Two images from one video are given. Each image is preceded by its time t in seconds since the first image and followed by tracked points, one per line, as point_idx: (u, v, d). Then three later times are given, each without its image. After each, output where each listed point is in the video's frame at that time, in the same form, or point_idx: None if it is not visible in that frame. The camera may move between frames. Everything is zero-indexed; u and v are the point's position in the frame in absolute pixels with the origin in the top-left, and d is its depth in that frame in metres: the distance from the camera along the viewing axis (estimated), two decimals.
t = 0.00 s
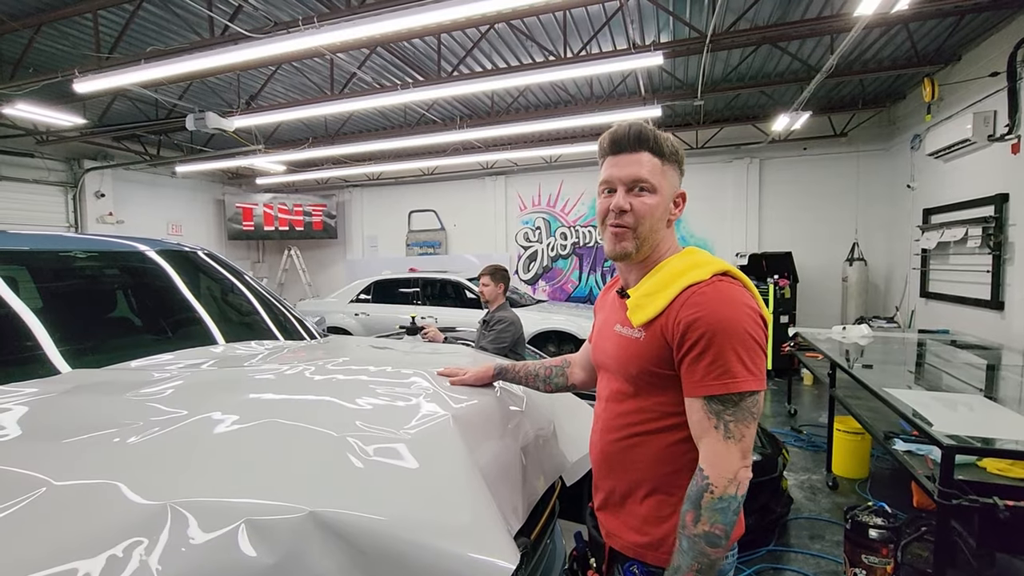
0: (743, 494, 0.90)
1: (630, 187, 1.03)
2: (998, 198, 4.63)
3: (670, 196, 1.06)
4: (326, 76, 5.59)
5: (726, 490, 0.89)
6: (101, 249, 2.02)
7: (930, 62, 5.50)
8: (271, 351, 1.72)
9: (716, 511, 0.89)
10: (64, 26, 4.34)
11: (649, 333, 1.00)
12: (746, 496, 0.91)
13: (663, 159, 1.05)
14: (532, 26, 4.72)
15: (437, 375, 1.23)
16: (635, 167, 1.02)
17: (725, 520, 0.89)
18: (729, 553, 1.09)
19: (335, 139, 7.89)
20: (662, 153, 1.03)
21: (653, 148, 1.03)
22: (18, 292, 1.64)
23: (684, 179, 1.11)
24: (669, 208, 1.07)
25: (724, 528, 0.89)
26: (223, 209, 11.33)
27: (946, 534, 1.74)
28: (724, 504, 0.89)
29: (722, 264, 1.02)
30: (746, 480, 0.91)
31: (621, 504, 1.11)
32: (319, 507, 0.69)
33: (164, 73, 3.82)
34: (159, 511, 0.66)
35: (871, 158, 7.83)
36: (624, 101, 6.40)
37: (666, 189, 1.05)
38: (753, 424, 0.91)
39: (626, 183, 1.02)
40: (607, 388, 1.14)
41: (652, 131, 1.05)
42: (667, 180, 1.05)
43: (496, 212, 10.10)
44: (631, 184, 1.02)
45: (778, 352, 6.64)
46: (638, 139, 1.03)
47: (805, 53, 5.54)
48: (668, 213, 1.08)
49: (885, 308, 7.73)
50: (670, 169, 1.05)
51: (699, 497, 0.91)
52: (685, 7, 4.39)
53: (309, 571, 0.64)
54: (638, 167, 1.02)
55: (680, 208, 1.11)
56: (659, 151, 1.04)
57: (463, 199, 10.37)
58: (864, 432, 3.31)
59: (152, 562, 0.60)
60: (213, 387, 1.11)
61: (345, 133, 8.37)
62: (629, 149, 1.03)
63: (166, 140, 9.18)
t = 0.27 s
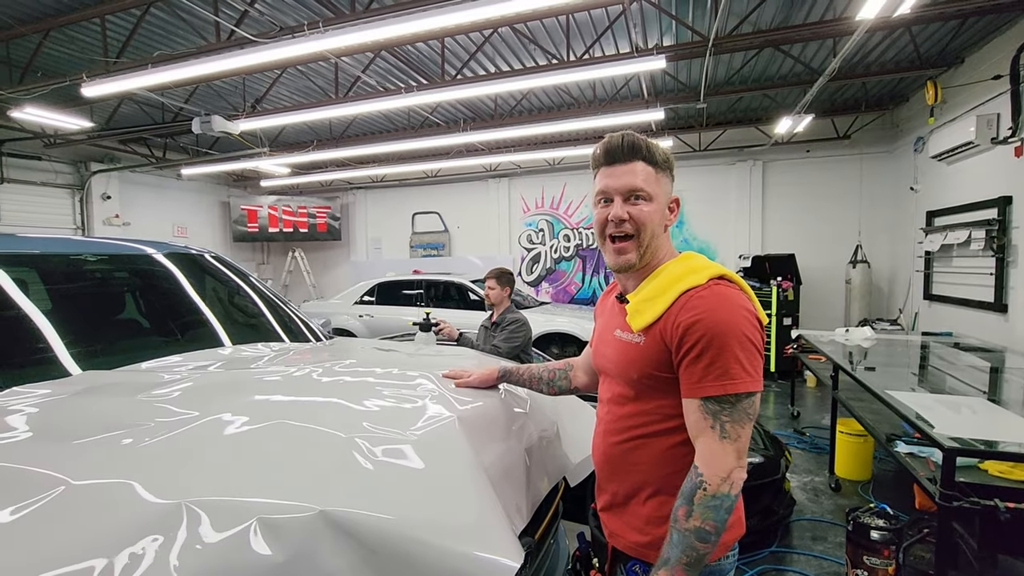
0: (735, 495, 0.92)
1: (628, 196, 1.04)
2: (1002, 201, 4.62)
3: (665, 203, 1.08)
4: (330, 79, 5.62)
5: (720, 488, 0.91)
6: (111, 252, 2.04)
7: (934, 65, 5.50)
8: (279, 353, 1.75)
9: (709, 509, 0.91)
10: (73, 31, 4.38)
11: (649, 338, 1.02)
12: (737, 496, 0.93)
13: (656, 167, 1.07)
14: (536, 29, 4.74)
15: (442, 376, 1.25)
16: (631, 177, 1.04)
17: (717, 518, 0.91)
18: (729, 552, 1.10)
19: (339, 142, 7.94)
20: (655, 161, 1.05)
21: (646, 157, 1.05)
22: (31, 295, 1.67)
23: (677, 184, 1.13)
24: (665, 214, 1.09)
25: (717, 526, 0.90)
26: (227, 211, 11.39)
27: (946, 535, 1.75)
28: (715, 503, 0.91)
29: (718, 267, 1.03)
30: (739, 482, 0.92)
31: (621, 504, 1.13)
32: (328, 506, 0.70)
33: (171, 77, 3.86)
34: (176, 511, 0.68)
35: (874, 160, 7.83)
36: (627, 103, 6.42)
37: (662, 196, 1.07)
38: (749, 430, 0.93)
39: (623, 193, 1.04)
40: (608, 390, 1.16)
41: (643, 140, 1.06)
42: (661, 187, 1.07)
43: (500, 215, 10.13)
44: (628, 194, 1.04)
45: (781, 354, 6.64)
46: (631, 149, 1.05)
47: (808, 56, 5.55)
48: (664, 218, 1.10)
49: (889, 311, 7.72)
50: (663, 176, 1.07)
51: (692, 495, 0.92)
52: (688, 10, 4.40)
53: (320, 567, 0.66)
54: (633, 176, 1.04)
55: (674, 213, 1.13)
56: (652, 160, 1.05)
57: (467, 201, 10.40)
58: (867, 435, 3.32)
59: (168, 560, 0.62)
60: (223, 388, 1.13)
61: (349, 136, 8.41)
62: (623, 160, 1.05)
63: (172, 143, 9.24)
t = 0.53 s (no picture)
0: (736, 492, 0.93)
1: (627, 202, 1.06)
2: (999, 203, 4.65)
3: (665, 208, 1.10)
4: (333, 81, 5.64)
5: (723, 484, 0.92)
6: (121, 254, 2.07)
7: (932, 68, 5.54)
8: (286, 354, 1.77)
9: (711, 504, 0.92)
10: (77, 34, 4.41)
11: (651, 339, 1.04)
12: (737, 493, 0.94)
13: (656, 173, 1.09)
14: (538, 32, 4.77)
15: (449, 376, 1.27)
16: (630, 183, 1.06)
17: (718, 513, 0.92)
18: (731, 547, 1.13)
19: (341, 143, 7.97)
20: (654, 167, 1.07)
21: (645, 164, 1.07)
22: (40, 295, 1.69)
23: (678, 189, 1.15)
24: (665, 218, 1.11)
25: (720, 522, 0.91)
26: (229, 212, 11.41)
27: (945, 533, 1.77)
28: (717, 499, 0.92)
29: (718, 270, 1.05)
30: (740, 480, 0.94)
31: (626, 502, 1.15)
32: (345, 500, 0.73)
33: (175, 80, 3.89)
34: (196, 506, 0.70)
35: (873, 163, 7.86)
36: (628, 106, 6.46)
37: (661, 201, 1.09)
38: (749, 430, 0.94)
39: (622, 199, 1.06)
40: (611, 390, 1.19)
41: (642, 147, 1.09)
42: (661, 193, 1.09)
43: (500, 216, 10.16)
44: (627, 200, 1.06)
45: (781, 355, 6.66)
46: (630, 156, 1.07)
47: (808, 60, 5.59)
48: (664, 223, 1.12)
49: (888, 312, 7.74)
50: (662, 182, 1.09)
51: (695, 490, 0.93)
52: (689, 14, 4.43)
53: (337, 560, 0.68)
54: (632, 183, 1.06)
55: (675, 217, 1.15)
56: (651, 167, 1.08)
57: (468, 203, 10.43)
58: (866, 435, 3.34)
59: (188, 555, 0.64)
60: (234, 388, 1.15)
61: (351, 138, 8.44)
62: (622, 167, 1.07)
63: (174, 145, 9.27)
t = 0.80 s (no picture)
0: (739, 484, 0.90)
1: (628, 208, 1.09)
2: (991, 206, 4.71)
3: (667, 213, 1.13)
4: (331, 82, 5.65)
5: (733, 470, 0.90)
6: (126, 255, 2.08)
7: (925, 73, 5.61)
8: (290, 355, 1.79)
9: (715, 480, 0.88)
10: (75, 34, 4.41)
11: (657, 341, 1.07)
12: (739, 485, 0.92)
13: (658, 179, 1.11)
14: (536, 35, 4.80)
15: (455, 376, 1.29)
16: (632, 189, 1.09)
17: (719, 491, 0.87)
18: (731, 541, 1.16)
19: (339, 144, 7.98)
20: (656, 173, 1.10)
21: (648, 170, 1.10)
22: (44, 295, 1.70)
23: (681, 193, 1.17)
24: (668, 222, 1.14)
25: (715, 497, 0.86)
26: (225, 213, 11.38)
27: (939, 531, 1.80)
28: (722, 478, 0.88)
29: (721, 274, 1.08)
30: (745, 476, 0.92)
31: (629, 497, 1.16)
32: (361, 497, 0.74)
33: (175, 81, 3.89)
34: (217, 502, 0.71)
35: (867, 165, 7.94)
36: (625, 108, 6.51)
37: (663, 207, 1.12)
38: (754, 430, 0.95)
39: (624, 205, 1.09)
40: (617, 390, 1.21)
41: (645, 153, 1.11)
42: (663, 198, 1.11)
43: (498, 217, 10.19)
44: (629, 206, 1.09)
45: (776, 356, 6.71)
46: (632, 163, 1.09)
47: (803, 64, 5.65)
48: (667, 227, 1.15)
49: (882, 313, 7.82)
50: (664, 188, 1.12)
51: (703, 460, 0.89)
52: (687, 18, 4.48)
53: (355, 556, 0.70)
54: (634, 189, 1.09)
55: (678, 221, 1.17)
56: (653, 173, 1.10)
57: (465, 204, 10.45)
58: (860, 434, 3.38)
59: (211, 549, 0.66)
60: (242, 388, 1.17)
61: (348, 139, 8.45)
62: (625, 173, 1.10)
63: (171, 145, 9.24)
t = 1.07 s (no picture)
0: (708, 486, 0.93)
1: (638, 214, 1.11)
2: (981, 208, 4.78)
3: (675, 218, 1.15)
4: (328, 83, 5.63)
5: (700, 472, 0.92)
6: (127, 258, 2.10)
7: (917, 77, 5.68)
8: (293, 358, 1.79)
9: (681, 485, 0.91)
10: (72, 35, 4.39)
11: (661, 343, 1.09)
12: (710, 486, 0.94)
13: (666, 185, 1.13)
14: (533, 38, 4.82)
15: (459, 380, 1.30)
16: (641, 196, 1.11)
17: (686, 494, 0.91)
18: (733, 542, 1.18)
19: (335, 145, 7.96)
20: (664, 180, 1.12)
21: (656, 177, 1.12)
22: (43, 298, 1.70)
23: (688, 199, 1.19)
24: (675, 228, 1.16)
25: (682, 502, 0.90)
26: (220, 214, 11.33)
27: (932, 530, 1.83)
28: (687, 481, 0.91)
29: (726, 279, 1.10)
30: (717, 478, 0.94)
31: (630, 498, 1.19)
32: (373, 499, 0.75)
33: (172, 82, 3.89)
34: (233, 505, 0.72)
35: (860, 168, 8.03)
36: (622, 111, 6.55)
37: (671, 213, 1.14)
38: (734, 432, 0.97)
39: (633, 211, 1.11)
40: (621, 390, 1.24)
41: (653, 160, 1.13)
42: (671, 204, 1.13)
43: (493, 218, 10.21)
44: (638, 212, 1.11)
45: (770, 357, 6.77)
46: (641, 171, 1.11)
47: (797, 67, 5.71)
48: (675, 232, 1.17)
49: (874, 314, 7.90)
50: (672, 194, 1.13)
51: (673, 467, 0.92)
52: (683, 22, 4.51)
53: (369, 557, 0.71)
54: (643, 196, 1.10)
55: (685, 227, 1.19)
56: (661, 180, 1.12)
57: (460, 205, 10.45)
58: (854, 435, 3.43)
59: (231, 552, 0.67)
60: (249, 391, 1.18)
61: (345, 140, 8.43)
62: (634, 180, 1.12)
63: (165, 146, 9.19)
